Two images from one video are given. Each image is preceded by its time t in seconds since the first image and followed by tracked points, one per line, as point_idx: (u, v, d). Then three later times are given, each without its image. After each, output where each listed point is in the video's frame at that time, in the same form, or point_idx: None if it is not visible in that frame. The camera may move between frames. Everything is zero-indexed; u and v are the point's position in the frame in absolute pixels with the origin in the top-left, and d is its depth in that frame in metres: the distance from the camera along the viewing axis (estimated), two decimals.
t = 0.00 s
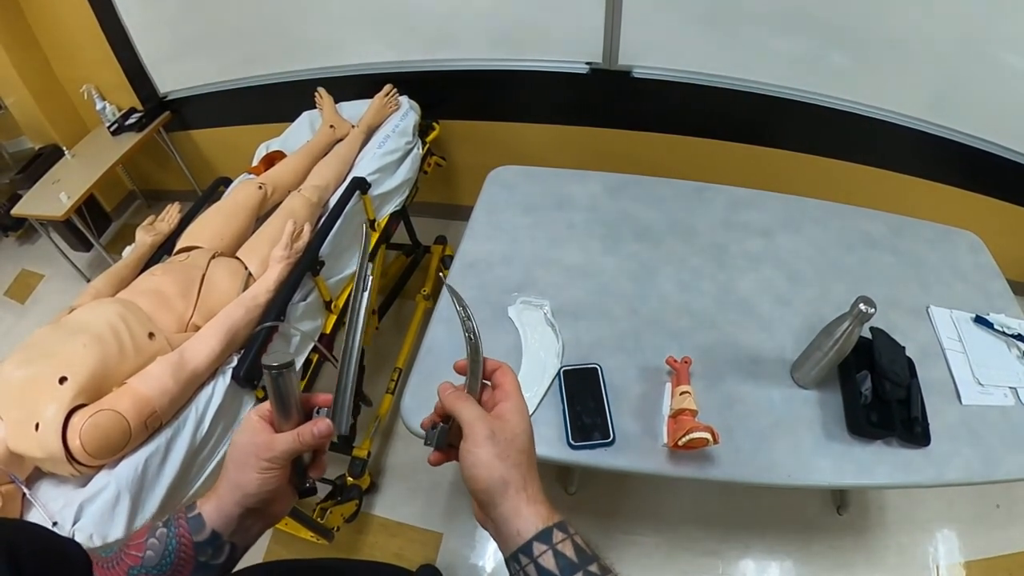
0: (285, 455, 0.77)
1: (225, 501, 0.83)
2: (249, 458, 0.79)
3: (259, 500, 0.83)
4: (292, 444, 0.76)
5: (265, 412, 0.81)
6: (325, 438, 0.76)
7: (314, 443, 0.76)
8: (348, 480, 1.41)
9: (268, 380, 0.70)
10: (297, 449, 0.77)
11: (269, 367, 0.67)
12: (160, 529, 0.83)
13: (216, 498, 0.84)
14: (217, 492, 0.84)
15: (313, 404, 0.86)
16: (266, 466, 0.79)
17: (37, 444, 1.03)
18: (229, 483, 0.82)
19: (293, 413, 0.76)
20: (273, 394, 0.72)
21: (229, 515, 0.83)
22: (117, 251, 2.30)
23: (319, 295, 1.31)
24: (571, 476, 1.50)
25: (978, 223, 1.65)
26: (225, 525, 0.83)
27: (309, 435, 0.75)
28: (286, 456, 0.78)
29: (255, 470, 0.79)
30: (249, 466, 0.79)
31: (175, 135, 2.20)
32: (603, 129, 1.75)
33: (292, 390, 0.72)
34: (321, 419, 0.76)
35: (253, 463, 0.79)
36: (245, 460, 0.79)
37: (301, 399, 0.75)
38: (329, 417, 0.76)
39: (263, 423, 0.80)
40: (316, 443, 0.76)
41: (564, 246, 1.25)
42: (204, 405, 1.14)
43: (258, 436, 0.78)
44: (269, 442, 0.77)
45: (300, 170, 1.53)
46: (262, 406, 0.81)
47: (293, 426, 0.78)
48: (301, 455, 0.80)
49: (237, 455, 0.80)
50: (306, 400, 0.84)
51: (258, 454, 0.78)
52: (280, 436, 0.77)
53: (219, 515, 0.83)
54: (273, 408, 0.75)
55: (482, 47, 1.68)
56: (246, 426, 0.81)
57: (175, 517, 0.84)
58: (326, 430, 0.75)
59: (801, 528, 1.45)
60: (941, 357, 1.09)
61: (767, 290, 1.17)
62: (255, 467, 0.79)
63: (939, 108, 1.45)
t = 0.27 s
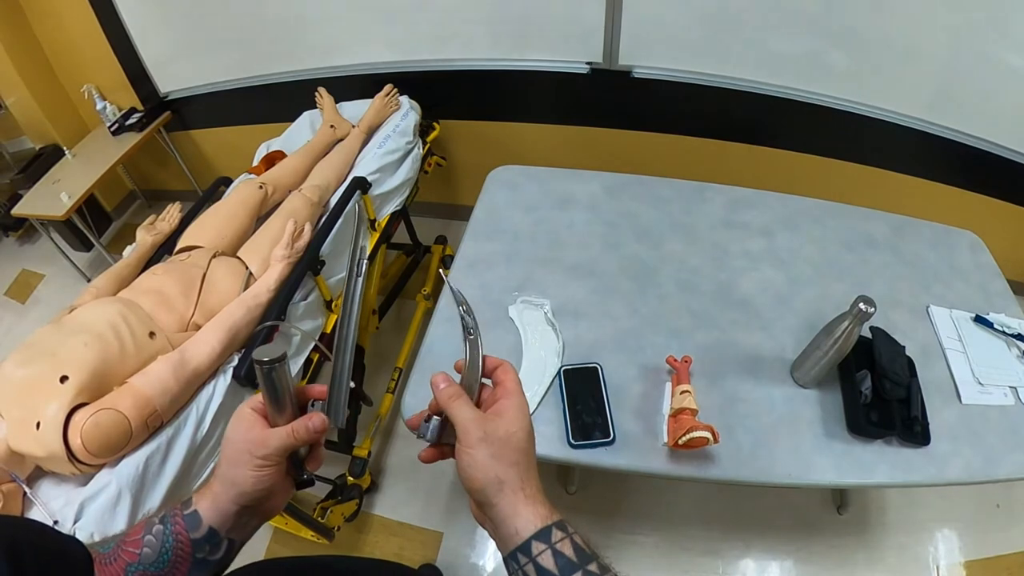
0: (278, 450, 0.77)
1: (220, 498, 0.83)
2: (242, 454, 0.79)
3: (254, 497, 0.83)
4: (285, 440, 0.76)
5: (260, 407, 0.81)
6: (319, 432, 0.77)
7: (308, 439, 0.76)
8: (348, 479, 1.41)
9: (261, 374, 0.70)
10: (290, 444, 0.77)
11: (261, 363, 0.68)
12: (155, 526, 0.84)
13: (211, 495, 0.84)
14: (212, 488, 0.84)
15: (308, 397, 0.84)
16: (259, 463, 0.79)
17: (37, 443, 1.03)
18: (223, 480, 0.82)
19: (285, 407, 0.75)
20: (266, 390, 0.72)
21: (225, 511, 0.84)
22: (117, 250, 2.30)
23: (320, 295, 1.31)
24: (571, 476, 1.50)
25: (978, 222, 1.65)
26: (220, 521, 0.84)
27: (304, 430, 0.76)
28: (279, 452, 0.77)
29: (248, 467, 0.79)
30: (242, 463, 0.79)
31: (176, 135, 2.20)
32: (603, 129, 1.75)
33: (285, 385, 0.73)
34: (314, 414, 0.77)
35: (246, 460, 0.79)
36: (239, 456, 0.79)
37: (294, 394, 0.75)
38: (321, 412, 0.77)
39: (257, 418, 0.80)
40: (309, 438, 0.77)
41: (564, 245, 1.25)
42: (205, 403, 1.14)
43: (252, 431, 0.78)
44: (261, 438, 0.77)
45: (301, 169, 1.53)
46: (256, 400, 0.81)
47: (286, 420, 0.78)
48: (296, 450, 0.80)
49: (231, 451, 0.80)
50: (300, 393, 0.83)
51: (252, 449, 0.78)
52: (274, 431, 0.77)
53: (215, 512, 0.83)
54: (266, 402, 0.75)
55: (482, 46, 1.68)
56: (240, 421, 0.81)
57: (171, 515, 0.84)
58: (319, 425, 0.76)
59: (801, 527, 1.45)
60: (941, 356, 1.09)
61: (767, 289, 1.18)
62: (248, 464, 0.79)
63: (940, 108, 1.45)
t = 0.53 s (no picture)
0: (271, 450, 0.78)
1: (217, 497, 0.84)
2: (236, 454, 0.79)
3: (251, 497, 0.83)
4: (277, 439, 0.76)
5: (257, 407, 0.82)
6: (309, 431, 0.76)
7: (298, 438, 0.76)
8: (348, 480, 1.41)
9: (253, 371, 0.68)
10: (283, 444, 0.77)
11: (253, 358, 0.65)
12: (154, 526, 0.84)
13: (208, 494, 0.84)
14: (210, 488, 0.85)
15: (303, 397, 0.84)
16: (253, 463, 0.79)
17: (38, 442, 1.03)
18: (219, 479, 0.83)
19: (279, 406, 0.75)
20: (260, 387, 0.71)
21: (221, 511, 0.84)
22: (118, 250, 2.30)
23: (321, 295, 1.31)
24: (571, 476, 1.50)
25: (978, 222, 1.65)
26: (217, 521, 0.84)
27: (294, 429, 0.75)
28: (272, 451, 0.77)
29: (242, 467, 0.79)
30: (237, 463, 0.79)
31: (176, 135, 2.20)
32: (603, 129, 1.75)
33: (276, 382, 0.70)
34: (305, 411, 0.76)
35: (239, 460, 0.79)
36: (234, 455, 0.79)
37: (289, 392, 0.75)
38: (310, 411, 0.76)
39: (253, 417, 0.80)
40: (300, 437, 0.76)
41: (564, 245, 1.25)
42: (205, 403, 1.15)
43: (246, 431, 0.78)
44: (253, 438, 0.78)
45: (301, 169, 1.53)
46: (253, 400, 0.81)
47: (280, 420, 0.78)
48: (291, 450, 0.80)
49: (226, 450, 0.81)
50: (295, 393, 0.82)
51: (245, 449, 0.78)
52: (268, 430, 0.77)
53: (211, 511, 0.84)
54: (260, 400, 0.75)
55: (483, 47, 1.68)
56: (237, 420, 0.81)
57: (169, 514, 0.85)
58: (308, 423, 0.75)
59: (801, 527, 1.45)
60: (941, 356, 1.09)
61: (767, 289, 1.18)
62: (242, 463, 0.79)
63: (940, 107, 1.46)
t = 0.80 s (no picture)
0: (252, 440, 0.79)
1: (209, 489, 0.85)
2: (225, 445, 0.82)
3: (241, 491, 0.84)
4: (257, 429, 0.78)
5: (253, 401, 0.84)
6: (286, 423, 0.75)
7: (272, 429, 0.76)
8: (348, 480, 1.41)
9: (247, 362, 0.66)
10: (261, 435, 0.77)
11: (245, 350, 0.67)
12: (154, 517, 0.85)
13: (203, 487, 0.86)
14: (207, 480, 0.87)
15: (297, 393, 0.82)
16: (239, 454, 0.81)
17: (36, 442, 1.03)
18: (213, 472, 0.85)
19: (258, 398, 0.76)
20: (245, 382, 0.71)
21: (213, 504, 0.85)
22: (117, 250, 2.30)
23: (319, 294, 1.31)
24: (570, 475, 1.50)
25: (978, 222, 1.65)
26: (208, 514, 0.85)
27: (268, 421, 0.75)
28: (254, 442, 0.79)
29: (231, 459, 0.81)
30: (225, 454, 0.82)
31: (176, 135, 2.20)
32: (603, 128, 1.75)
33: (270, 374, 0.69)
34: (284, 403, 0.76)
35: (228, 451, 0.81)
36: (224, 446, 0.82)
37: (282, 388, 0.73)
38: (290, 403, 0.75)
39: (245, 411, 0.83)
40: (277, 430, 0.76)
41: (564, 244, 1.25)
42: (203, 402, 1.14)
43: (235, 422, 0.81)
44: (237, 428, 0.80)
45: (300, 169, 1.53)
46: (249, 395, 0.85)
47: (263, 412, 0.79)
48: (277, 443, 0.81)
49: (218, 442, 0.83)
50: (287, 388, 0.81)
51: (232, 440, 0.81)
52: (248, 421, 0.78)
53: (202, 503, 0.85)
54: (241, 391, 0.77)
55: (482, 46, 1.68)
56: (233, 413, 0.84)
57: (169, 508, 0.87)
58: (282, 416, 0.74)
59: (801, 527, 1.44)
60: (942, 355, 1.09)
61: (767, 289, 1.17)
62: (230, 455, 0.81)
63: (940, 107, 1.45)
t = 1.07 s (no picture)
0: (261, 443, 0.79)
1: (214, 490, 0.85)
2: (232, 447, 0.82)
3: (247, 492, 0.84)
4: (268, 431, 0.78)
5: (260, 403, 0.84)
6: (298, 427, 0.75)
7: (284, 433, 0.76)
8: (347, 479, 1.41)
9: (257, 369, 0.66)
10: (272, 438, 0.78)
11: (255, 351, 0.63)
12: (155, 517, 0.84)
13: (207, 488, 0.86)
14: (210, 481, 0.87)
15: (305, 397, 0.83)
16: (247, 455, 0.81)
17: (35, 440, 1.03)
18: (218, 473, 0.85)
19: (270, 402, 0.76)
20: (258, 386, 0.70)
21: (218, 505, 0.85)
22: (117, 250, 2.30)
23: (318, 293, 1.32)
24: (569, 475, 1.50)
25: (978, 221, 1.65)
26: (213, 515, 0.85)
27: (281, 423, 0.75)
28: (263, 444, 0.79)
29: (238, 461, 0.81)
30: (232, 455, 0.82)
31: (176, 135, 2.20)
32: (602, 128, 1.75)
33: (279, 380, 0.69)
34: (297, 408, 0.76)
35: (235, 453, 0.81)
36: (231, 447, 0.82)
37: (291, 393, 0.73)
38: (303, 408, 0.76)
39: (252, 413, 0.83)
40: (289, 434, 0.76)
41: (562, 244, 1.25)
42: (201, 400, 1.14)
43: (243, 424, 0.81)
44: (246, 431, 0.80)
45: (299, 168, 1.53)
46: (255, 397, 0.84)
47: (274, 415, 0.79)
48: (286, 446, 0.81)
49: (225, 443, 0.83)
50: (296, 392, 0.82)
51: (239, 442, 0.81)
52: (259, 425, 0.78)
53: (206, 504, 0.85)
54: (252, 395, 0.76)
55: (482, 46, 1.68)
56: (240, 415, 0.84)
57: (171, 508, 0.86)
58: (295, 420, 0.75)
59: (800, 527, 1.44)
60: (940, 355, 1.09)
61: (766, 288, 1.17)
62: (237, 457, 0.81)
63: (939, 106, 1.45)
